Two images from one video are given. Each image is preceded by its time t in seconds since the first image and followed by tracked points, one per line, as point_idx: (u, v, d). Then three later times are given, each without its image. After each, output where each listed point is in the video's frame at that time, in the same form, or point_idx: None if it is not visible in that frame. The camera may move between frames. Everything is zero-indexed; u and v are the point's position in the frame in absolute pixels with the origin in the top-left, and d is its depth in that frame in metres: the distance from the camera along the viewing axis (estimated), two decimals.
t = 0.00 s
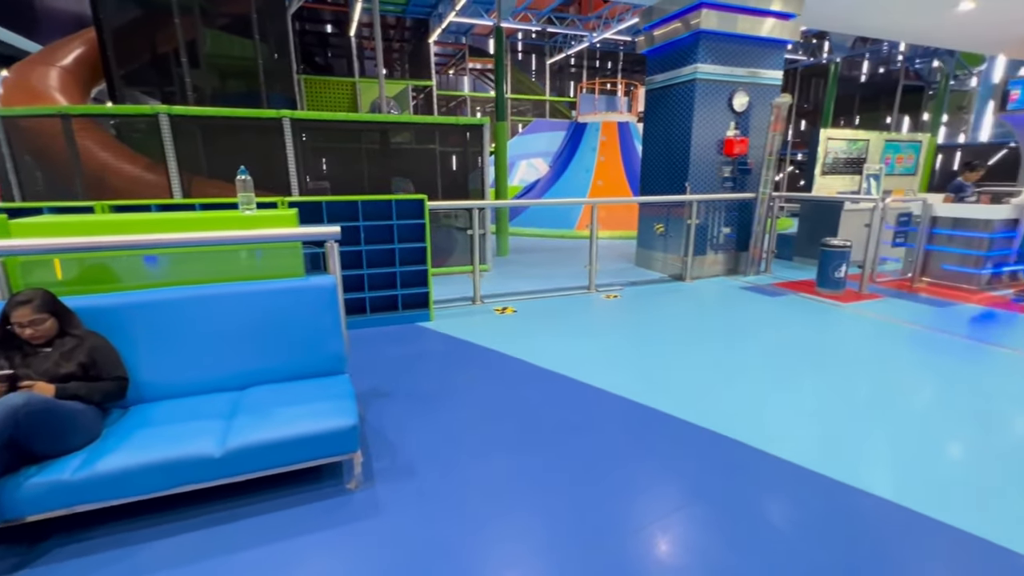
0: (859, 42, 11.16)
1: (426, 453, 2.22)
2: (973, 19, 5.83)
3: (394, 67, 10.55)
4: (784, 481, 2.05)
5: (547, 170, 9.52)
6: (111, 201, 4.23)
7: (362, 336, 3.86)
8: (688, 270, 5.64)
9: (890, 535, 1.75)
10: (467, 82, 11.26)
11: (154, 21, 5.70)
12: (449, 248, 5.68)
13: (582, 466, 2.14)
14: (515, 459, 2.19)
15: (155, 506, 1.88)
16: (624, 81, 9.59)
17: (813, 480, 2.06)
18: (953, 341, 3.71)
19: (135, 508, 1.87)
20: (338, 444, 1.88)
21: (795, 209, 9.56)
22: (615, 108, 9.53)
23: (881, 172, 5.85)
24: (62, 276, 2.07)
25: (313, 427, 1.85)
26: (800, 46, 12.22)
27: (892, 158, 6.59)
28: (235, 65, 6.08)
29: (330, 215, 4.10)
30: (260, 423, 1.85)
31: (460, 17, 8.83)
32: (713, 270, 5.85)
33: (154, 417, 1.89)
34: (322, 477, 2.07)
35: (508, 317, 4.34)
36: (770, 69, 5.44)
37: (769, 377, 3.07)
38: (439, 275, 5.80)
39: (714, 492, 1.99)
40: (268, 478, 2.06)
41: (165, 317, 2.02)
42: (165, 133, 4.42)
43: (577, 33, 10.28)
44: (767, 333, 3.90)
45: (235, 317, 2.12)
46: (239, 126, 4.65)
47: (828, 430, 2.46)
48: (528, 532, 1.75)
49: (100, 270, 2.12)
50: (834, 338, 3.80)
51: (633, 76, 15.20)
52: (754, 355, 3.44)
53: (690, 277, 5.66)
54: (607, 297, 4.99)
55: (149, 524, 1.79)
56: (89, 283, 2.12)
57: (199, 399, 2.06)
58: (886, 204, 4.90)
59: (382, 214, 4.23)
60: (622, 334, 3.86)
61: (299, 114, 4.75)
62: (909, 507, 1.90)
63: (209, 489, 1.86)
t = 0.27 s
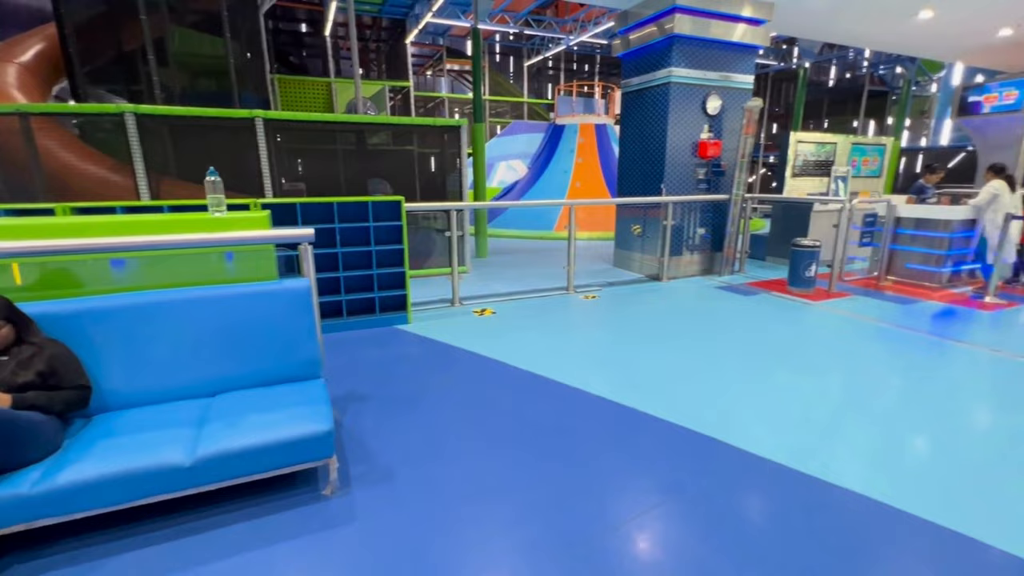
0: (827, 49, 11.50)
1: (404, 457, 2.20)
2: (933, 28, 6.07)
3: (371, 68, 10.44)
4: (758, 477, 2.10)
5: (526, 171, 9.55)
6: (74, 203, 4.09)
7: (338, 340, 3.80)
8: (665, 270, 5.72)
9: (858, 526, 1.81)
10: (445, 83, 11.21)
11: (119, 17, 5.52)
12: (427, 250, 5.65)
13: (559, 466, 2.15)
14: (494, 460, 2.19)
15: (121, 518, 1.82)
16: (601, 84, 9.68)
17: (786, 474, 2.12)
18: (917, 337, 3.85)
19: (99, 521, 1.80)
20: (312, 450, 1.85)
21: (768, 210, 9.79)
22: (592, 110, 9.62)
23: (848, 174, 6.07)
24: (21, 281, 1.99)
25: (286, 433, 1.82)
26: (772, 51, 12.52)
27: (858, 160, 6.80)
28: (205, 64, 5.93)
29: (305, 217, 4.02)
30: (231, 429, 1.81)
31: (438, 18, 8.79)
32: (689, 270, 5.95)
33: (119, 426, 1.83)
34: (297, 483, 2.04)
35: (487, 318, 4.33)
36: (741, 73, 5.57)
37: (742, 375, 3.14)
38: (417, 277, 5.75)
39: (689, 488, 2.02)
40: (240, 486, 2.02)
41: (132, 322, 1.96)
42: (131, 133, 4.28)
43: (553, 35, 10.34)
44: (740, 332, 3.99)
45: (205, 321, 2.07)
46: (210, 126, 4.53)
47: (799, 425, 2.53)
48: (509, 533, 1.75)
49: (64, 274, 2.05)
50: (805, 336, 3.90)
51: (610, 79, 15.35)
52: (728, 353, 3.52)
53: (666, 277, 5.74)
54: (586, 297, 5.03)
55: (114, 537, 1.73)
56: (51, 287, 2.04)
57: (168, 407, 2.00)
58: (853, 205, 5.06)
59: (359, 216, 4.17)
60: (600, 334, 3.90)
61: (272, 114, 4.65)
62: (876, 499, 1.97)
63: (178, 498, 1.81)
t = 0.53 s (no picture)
0: (797, 54, 11.80)
1: (382, 461, 2.18)
2: (896, 35, 6.29)
3: (348, 68, 10.33)
4: (734, 473, 2.14)
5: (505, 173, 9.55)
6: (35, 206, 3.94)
7: (314, 343, 3.74)
8: (642, 270, 5.79)
9: (829, 519, 1.86)
10: (423, 84, 11.15)
11: (82, 13, 5.34)
12: (406, 251, 5.63)
13: (538, 466, 2.15)
14: (473, 462, 2.18)
15: (85, 530, 1.75)
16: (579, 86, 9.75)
17: (761, 470, 2.16)
18: (885, 334, 3.98)
19: (61, 534, 1.73)
20: (287, 455, 1.82)
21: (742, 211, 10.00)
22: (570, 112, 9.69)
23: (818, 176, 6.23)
24: None
25: (260, 439, 1.78)
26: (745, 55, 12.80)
27: (827, 163, 7.01)
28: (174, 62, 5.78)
29: (279, 219, 3.95)
30: (202, 436, 1.76)
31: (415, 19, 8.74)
32: (666, 270, 6.04)
33: (83, 435, 1.76)
34: (271, 490, 1.99)
35: (467, 320, 4.31)
36: (715, 77, 5.68)
37: (718, 373, 3.20)
38: (396, 279, 5.70)
39: (667, 485, 2.05)
40: (211, 494, 1.96)
41: (97, 327, 1.89)
42: (95, 132, 4.14)
43: (531, 37, 10.38)
44: (715, 331, 4.06)
45: (175, 326, 2.01)
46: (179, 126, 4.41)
47: (772, 422, 2.59)
48: (489, 535, 1.74)
49: (24, 278, 1.97)
50: (777, 334, 4.00)
51: (588, 81, 15.47)
52: (704, 352, 3.58)
53: (644, 277, 5.81)
54: (565, 298, 5.06)
55: (77, 550, 1.66)
56: (11, 292, 1.96)
57: (136, 414, 1.94)
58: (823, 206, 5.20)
59: (335, 218, 4.11)
60: (579, 335, 3.92)
61: (246, 115, 4.55)
62: (845, 491, 2.02)
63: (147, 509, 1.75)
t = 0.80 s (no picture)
0: (769, 59, 12.08)
1: (360, 465, 2.15)
2: (862, 41, 6.49)
3: (325, 67, 10.21)
4: (710, 469, 2.18)
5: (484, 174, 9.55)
6: None
7: (290, 347, 3.68)
8: (621, 270, 5.85)
9: (802, 512, 1.91)
10: (401, 85, 11.11)
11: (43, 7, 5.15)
12: (384, 252, 5.57)
13: (518, 467, 2.16)
14: (453, 464, 2.17)
15: (46, 544, 1.68)
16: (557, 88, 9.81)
17: (738, 466, 2.20)
18: (854, 331, 4.10)
19: (21, 549, 1.66)
20: (261, 462, 1.78)
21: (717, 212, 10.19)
22: (549, 114, 9.73)
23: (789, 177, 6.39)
24: None
25: (233, 445, 1.74)
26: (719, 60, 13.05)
27: (798, 165, 7.19)
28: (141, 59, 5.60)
29: (253, 220, 3.86)
30: (172, 444, 1.71)
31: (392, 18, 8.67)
32: (644, 271, 6.11)
33: (45, 444, 1.70)
34: (244, 498, 1.95)
35: (446, 321, 4.30)
36: (690, 80, 5.77)
37: (694, 371, 3.25)
38: (374, 280, 5.64)
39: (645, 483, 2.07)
40: (182, 503, 1.91)
41: (60, 332, 1.82)
42: (58, 131, 4.00)
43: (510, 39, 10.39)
44: (691, 330, 4.13)
45: (144, 330, 1.95)
46: (148, 124, 4.30)
47: (746, 418, 2.64)
48: (470, 536, 1.74)
49: None
50: (751, 332, 4.08)
51: (567, 83, 15.56)
52: (680, 350, 3.63)
53: (622, 277, 5.87)
54: (544, 299, 5.08)
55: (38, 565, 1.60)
56: None
57: (102, 422, 1.87)
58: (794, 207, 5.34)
59: (311, 219, 4.04)
60: (559, 335, 3.94)
61: (217, 114, 4.45)
62: (817, 485, 2.08)
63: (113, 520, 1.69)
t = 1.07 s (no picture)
0: (743, 62, 12.35)
1: (338, 469, 2.12)
2: (831, 47, 6.68)
3: (301, 66, 10.05)
4: (688, 466, 2.21)
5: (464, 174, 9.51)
6: None
7: (266, 350, 3.60)
8: (600, 270, 5.90)
9: (775, 506, 1.95)
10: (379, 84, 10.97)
11: None
12: (363, 254, 5.49)
13: (498, 468, 2.15)
14: (433, 466, 2.15)
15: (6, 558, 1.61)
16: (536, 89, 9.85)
17: (714, 462, 2.24)
18: (825, 328, 4.22)
19: None
20: (235, 468, 1.74)
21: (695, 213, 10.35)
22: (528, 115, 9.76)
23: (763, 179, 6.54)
24: None
25: (206, 452, 1.70)
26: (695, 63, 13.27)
27: (771, 167, 7.37)
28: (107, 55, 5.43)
29: (226, 221, 3.77)
30: (141, 452, 1.66)
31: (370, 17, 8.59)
32: (623, 271, 6.18)
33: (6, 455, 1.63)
34: (218, 505, 1.90)
35: (426, 323, 4.27)
36: (666, 83, 5.86)
37: (672, 370, 3.29)
38: (353, 282, 5.57)
39: (624, 481, 2.09)
40: (152, 513, 1.85)
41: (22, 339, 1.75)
42: (18, 129, 3.83)
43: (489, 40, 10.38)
44: (669, 329, 4.19)
45: (111, 335, 1.89)
46: (115, 123, 4.16)
47: (723, 415, 2.69)
48: (451, 538, 1.73)
49: None
50: (727, 330, 4.16)
51: (546, 85, 15.63)
52: (658, 349, 3.68)
53: (602, 277, 5.92)
54: (524, 299, 5.09)
55: None
56: None
57: (67, 431, 1.81)
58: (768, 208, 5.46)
59: (287, 220, 3.97)
60: (539, 335, 3.95)
61: (188, 112, 4.35)
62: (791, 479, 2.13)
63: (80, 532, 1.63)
